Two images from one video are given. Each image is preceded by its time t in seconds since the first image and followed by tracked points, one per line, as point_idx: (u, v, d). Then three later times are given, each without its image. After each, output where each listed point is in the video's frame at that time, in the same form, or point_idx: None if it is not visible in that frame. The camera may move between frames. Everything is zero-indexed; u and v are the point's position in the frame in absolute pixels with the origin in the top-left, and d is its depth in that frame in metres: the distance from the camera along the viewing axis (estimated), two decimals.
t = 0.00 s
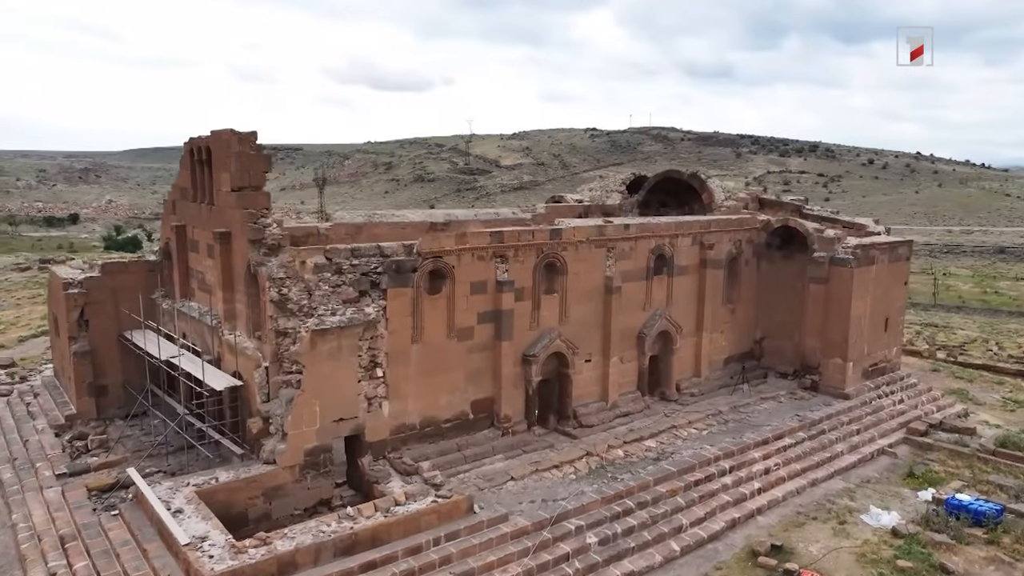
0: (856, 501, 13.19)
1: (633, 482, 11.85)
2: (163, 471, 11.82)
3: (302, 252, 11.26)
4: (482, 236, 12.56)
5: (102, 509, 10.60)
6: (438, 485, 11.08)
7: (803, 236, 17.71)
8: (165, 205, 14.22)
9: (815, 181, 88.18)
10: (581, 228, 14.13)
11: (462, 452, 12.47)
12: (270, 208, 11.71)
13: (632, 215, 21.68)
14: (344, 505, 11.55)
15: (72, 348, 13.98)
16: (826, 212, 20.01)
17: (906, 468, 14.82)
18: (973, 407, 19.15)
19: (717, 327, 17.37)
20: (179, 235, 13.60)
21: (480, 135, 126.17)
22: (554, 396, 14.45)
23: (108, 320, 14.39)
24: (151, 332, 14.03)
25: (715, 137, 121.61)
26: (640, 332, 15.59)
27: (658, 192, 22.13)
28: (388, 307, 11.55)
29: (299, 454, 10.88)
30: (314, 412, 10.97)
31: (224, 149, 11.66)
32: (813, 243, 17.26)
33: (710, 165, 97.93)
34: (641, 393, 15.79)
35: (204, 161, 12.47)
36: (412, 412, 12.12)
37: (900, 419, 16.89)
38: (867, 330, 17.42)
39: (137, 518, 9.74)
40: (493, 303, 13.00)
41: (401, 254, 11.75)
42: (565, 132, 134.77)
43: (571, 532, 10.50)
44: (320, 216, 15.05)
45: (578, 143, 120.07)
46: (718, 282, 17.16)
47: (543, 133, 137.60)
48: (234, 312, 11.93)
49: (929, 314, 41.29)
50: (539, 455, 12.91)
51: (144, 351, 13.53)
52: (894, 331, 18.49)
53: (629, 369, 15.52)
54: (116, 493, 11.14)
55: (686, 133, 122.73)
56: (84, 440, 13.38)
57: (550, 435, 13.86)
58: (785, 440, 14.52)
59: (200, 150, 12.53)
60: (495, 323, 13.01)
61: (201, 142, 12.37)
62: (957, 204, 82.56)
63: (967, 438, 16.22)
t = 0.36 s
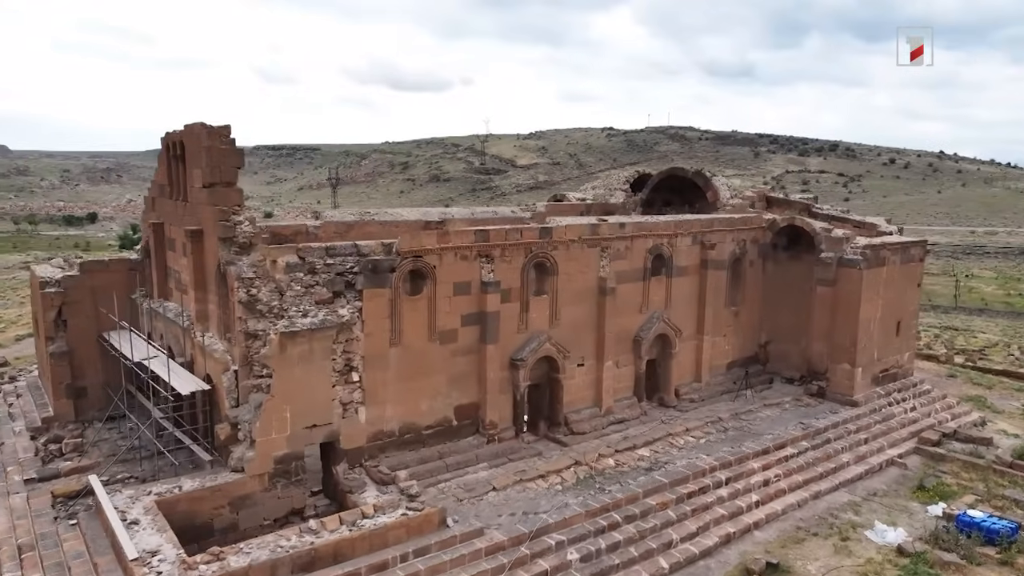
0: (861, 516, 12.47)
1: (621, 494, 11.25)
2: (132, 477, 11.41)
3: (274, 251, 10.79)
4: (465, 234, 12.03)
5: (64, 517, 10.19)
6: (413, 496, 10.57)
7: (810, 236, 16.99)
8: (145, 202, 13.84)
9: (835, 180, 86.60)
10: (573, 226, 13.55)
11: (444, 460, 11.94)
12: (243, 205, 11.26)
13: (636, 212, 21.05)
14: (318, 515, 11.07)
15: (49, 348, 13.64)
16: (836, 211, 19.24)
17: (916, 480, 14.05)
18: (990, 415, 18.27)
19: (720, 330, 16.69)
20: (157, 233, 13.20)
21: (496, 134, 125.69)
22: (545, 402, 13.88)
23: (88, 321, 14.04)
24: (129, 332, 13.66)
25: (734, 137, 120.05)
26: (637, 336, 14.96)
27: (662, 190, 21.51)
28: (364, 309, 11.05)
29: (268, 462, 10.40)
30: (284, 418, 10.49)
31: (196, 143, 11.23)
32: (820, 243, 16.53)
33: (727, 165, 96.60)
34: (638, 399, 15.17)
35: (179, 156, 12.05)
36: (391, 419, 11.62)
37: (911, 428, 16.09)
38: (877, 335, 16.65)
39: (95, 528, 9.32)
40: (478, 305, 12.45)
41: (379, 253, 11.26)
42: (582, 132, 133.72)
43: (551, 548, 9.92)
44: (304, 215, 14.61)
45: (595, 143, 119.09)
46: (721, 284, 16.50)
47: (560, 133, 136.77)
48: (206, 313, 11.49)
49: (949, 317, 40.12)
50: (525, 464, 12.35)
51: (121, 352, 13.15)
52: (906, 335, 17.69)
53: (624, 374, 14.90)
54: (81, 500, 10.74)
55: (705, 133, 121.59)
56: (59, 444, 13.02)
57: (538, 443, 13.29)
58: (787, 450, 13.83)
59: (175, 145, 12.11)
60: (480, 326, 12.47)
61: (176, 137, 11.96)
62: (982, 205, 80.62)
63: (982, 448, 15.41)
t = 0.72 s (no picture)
0: (868, 533, 11.75)
1: (609, 508, 10.65)
2: (102, 483, 11.02)
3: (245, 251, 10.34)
4: (450, 234, 11.51)
5: (26, 526, 9.81)
6: (388, 508, 10.06)
7: (819, 236, 16.24)
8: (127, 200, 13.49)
9: (858, 180, 84.88)
10: (566, 225, 12.97)
11: (425, 470, 11.42)
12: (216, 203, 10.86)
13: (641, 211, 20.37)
14: (291, 526, 10.60)
15: (29, 349, 13.33)
16: (849, 211, 18.43)
17: (929, 495, 13.28)
18: (1012, 426, 17.36)
19: (724, 335, 16.01)
20: (136, 231, 12.84)
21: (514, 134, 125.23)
22: (536, 408, 13.32)
23: (69, 321, 13.72)
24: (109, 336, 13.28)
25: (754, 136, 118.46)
26: (634, 340, 14.34)
27: (669, 189, 20.84)
28: (340, 311, 10.57)
29: (237, 471, 9.95)
30: (254, 425, 10.03)
31: (168, 138, 10.79)
32: (830, 243, 15.78)
33: (747, 165, 95.17)
34: (636, 406, 14.54)
35: (154, 152, 11.66)
36: (369, 426, 11.12)
37: (926, 439, 15.28)
38: (890, 340, 15.87)
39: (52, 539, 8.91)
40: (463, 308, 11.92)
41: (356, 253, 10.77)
42: (600, 131, 132.89)
43: (530, 566, 9.36)
44: (288, 214, 14.13)
45: (613, 142, 118.06)
46: (725, 286, 15.81)
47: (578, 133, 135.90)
48: (179, 315, 11.07)
49: (973, 320, 38.88)
50: (511, 475, 11.78)
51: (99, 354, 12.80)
52: (922, 341, 16.87)
53: (621, 380, 14.29)
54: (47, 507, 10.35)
55: (725, 133, 119.96)
56: (35, 448, 12.70)
57: (528, 452, 12.72)
58: (790, 461, 13.13)
59: (150, 141, 11.72)
60: (465, 329, 11.93)
61: (151, 132, 11.56)
62: (1010, 205, 78.49)
63: (1001, 461, 14.57)
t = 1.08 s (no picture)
0: (874, 553, 11.03)
1: (594, 524, 10.06)
2: (69, 491, 10.64)
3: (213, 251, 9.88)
4: (431, 233, 10.99)
5: None
6: (358, 521, 9.57)
7: (828, 237, 15.51)
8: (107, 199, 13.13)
9: (881, 180, 83.11)
10: (557, 225, 12.41)
11: (405, 480, 10.92)
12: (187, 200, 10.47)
13: (648, 209, 19.66)
14: (262, 538, 10.15)
15: (7, 351, 13.03)
16: (862, 210, 17.65)
17: (942, 512, 12.51)
18: None
19: (728, 339, 15.33)
20: (114, 230, 12.48)
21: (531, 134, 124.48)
22: (526, 416, 12.77)
23: (49, 322, 13.40)
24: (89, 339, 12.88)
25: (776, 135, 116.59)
26: (631, 345, 13.73)
27: (675, 188, 20.11)
28: (312, 314, 10.09)
29: (202, 481, 9.50)
30: (221, 433, 9.58)
31: (137, 132, 10.35)
32: (839, 244, 15.05)
33: (767, 164, 93.65)
34: (633, 414, 13.92)
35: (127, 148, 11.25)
36: (345, 434, 10.63)
37: (942, 451, 14.48)
38: (903, 346, 15.10)
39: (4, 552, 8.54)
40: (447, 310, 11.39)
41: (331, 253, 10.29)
42: (619, 131, 131.67)
43: None
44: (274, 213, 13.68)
45: (633, 142, 116.86)
46: (729, 288, 15.14)
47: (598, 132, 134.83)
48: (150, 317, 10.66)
49: (999, 324, 37.61)
50: (495, 486, 11.24)
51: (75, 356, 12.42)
52: (937, 347, 16.07)
53: (616, 387, 13.68)
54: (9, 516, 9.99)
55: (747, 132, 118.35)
56: (10, 452, 12.38)
57: (515, 461, 12.17)
58: (793, 474, 12.44)
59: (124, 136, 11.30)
60: (448, 333, 11.40)
61: (124, 127, 11.15)
62: None
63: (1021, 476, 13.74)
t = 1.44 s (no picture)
0: (878, 574, 10.35)
1: (576, 541, 9.49)
2: (33, 498, 10.26)
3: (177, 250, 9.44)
4: (410, 232, 10.49)
5: None
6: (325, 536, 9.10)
7: (836, 237, 14.80)
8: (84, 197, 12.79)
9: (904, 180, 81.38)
10: (545, 223, 11.86)
11: (381, 491, 10.43)
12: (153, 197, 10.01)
13: (651, 208, 18.98)
14: (228, 551, 9.70)
15: None
16: (874, 209, 16.89)
17: (954, 529, 11.78)
18: None
19: (730, 344, 14.67)
20: (88, 228, 12.13)
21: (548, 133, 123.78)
22: (513, 423, 12.22)
23: (26, 323, 13.10)
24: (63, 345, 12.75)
25: (796, 134, 114.81)
26: (625, 350, 13.14)
27: (679, 187, 19.43)
28: (281, 317, 9.63)
29: (163, 491, 9.04)
30: (182, 441, 9.13)
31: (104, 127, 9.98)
32: (847, 245, 14.35)
33: (787, 164, 92.19)
34: (627, 421, 13.32)
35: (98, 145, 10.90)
36: (317, 443, 10.16)
37: (955, 464, 13.71)
38: (914, 353, 14.35)
39: None
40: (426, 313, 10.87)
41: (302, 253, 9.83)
42: (636, 130, 130.58)
43: None
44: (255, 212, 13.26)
45: (651, 142, 115.72)
46: (730, 290, 14.48)
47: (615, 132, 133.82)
48: (115, 319, 10.25)
49: (1023, 327, 36.39)
50: (476, 497, 10.71)
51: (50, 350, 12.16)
52: (952, 353, 15.30)
53: (610, 393, 13.10)
54: None
55: (766, 131, 116.72)
56: None
57: (500, 472, 11.64)
58: (794, 487, 11.78)
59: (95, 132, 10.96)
60: (428, 337, 10.89)
61: (95, 123, 10.80)
62: None
63: None
